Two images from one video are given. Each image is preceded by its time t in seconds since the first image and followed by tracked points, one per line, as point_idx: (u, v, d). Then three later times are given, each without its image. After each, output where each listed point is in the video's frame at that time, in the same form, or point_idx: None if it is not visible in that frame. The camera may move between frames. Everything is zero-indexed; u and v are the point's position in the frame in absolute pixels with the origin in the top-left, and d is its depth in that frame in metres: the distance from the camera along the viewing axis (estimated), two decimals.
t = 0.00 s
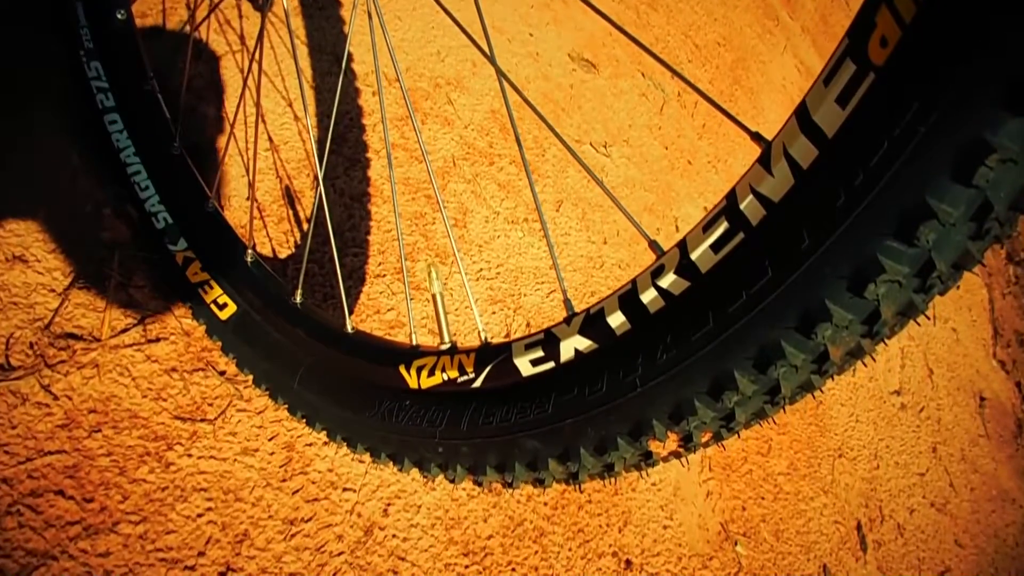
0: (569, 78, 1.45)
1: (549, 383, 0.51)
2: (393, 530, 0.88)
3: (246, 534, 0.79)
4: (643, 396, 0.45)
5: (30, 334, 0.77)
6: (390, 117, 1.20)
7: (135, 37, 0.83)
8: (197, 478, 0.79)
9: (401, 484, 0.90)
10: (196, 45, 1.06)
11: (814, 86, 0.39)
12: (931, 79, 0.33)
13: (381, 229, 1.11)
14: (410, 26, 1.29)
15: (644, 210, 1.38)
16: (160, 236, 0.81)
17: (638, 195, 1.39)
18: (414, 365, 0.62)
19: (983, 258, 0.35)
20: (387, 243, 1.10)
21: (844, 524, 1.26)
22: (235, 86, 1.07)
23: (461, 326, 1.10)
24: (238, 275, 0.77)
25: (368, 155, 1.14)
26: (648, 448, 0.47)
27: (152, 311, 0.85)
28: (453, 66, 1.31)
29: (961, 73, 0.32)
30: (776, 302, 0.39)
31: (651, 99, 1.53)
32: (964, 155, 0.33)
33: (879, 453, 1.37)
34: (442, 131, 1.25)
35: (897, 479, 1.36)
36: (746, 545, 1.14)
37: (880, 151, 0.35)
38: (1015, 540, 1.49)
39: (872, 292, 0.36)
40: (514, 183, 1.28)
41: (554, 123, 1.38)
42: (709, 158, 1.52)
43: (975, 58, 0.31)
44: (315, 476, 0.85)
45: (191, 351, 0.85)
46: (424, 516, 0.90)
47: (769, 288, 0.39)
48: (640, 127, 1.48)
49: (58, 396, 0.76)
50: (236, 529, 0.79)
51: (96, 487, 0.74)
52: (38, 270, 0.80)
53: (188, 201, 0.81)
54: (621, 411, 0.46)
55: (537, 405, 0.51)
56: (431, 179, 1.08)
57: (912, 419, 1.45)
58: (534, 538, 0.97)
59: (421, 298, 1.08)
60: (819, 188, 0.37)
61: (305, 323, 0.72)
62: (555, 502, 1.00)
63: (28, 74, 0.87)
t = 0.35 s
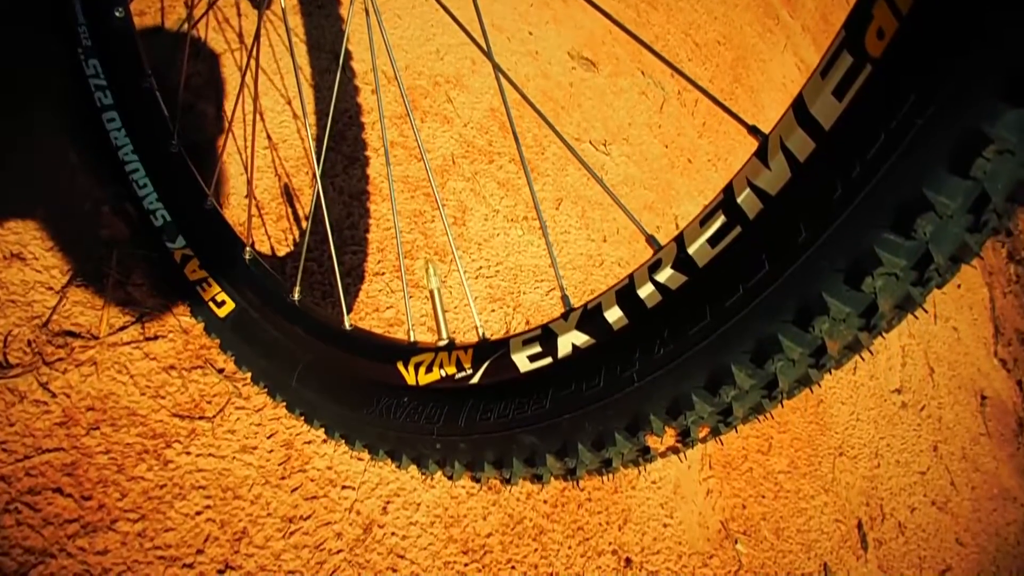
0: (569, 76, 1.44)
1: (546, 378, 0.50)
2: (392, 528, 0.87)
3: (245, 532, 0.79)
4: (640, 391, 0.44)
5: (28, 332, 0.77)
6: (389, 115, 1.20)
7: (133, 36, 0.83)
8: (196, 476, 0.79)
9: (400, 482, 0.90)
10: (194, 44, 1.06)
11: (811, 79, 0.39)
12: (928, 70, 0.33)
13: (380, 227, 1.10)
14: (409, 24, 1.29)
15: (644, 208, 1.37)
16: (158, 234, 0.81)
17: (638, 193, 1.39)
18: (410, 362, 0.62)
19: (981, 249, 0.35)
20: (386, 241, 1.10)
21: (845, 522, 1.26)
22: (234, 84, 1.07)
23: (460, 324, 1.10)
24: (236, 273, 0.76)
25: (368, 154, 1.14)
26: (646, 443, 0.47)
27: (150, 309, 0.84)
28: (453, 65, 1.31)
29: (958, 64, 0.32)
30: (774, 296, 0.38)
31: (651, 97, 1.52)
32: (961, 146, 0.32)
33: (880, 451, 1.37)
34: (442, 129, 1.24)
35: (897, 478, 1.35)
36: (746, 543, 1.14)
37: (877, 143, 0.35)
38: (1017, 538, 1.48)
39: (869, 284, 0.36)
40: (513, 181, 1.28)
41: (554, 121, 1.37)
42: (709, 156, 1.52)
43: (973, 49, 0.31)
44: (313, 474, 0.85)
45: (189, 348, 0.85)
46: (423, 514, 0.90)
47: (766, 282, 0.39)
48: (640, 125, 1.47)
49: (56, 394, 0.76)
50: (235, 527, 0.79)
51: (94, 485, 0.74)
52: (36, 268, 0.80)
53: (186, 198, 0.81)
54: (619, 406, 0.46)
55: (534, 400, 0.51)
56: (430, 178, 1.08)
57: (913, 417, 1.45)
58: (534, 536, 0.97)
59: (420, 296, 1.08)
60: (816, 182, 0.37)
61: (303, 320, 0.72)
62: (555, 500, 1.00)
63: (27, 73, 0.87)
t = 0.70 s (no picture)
0: (568, 74, 1.44)
1: (544, 373, 0.50)
2: (392, 526, 0.87)
3: (245, 529, 0.79)
4: (638, 385, 0.44)
5: (27, 330, 0.77)
6: (389, 114, 1.20)
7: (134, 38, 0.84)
8: (196, 474, 0.79)
9: (400, 480, 0.90)
10: (193, 42, 1.06)
11: (809, 72, 0.39)
12: (925, 61, 0.33)
13: (380, 225, 1.10)
14: (408, 23, 1.29)
15: (644, 206, 1.37)
16: (157, 232, 0.81)
17: (638, 191, 1.38)
18: (409, 358, 0.60)
19: (978, 242, 0.35)
20: (385, 239, 1.10)
21: (845, 519, 1.25)
22: (233, 82, 1.07)
23: (460, 322, 1.10)
24: (236, 271, 0.76)
25: (367, 152, 1.14)
26: (644, 437, 0.47)
27: (149, 307, 0.85)
28: (452, 63, 1.31)
29: (956, 55, 0.31)
30: (772, 289, 0.38)
31: (651, 96, 1.52)
32: (957, 137, 0.32)
33: (880, 449, 1.37)
34: (441, 127, 1.24)
35: (898, 475, 1.35)
36: (746, 540, 1.14)
37: (873, 134, 0.35)
38: (1018, 536, 1.48)
39: (866, 277, 0.36)
40: (513, 179, 1.28)
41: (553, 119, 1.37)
42: (709, 154, 1.52)
43: (971, 39, 0.31)
44: (313, 472, 0.85)
45: (188, 346, 0.85)
46: (423, 512, 0.90)
47: (763, 275, 0.38)
48: (640, 123, 1.47)
49: (55, 391, 0.76)
50: (234, 524, 0.79)
51: (94, 483, 0.74)
52: (35, 266, 0.80)
53: (184, 196, 0.81)
54: (617, 400, 0.46)
55: (532, 396, 0.50)
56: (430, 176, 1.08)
57: (913, 415, 1.45)
58: (534, 534, 0.97)
59: (420, 294, 1.08)
60: (815, 174, 0.37)
61: (300, 318, 0.72)
62: (554, 498, 1.00)
63: (26, 72, 0.87)
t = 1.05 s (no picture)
0: (567, 73, 1.45)
1: (540, 371, 0.50)
2: (391, 526, 0.87)
3: (244, 530, 0.79)
4: (634, 383, 0.44)
5: (26, 331, 0.78)
6: (387, 114, 1.20)
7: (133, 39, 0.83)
8: (194, 474, 0.79)
9: (399, 480, 0.90)
10: (191, 43, 1.06)
11: (802, 68, 0.39)
12: (917, 57, 0.32)
13: (378, 225, 1.11)
14: (406, 22, 1.30)
15: (643, 206, 1.37)
16: (156, 233, 0.81)
17: (637, 190, 1.39)
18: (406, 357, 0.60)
19: (971, 237, 0.35)
20: (383, 239, 1.10)
21: (845, 518, 1.25)
22: (231, 83, 1.07)
23: (459, 322, 1.11)
24: (235, 272, 0.77)
25: (365, 152, 1.15)
26: (641, 435, 0.47)
27: (148, 307, 0.85)
28: (450, 62, 1.31)
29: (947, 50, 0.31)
30: (766, 285, 0.38)
31: (649, 95, 1.52)
32: (950, 133, 0.32)
33: (880, 447, 1.37)
34: (439, 127, 1.25)
35: (898, 473, 1.35)
36: (746, 539, 1.14)
37: (866, 130, 0.34)
38: (1020, 533, 1.47)
39: (860, 273, 0.36)
40: (511, 178, 1.28)
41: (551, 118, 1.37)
42: (708, 153, 1.52)
43: (962, 35, 0.31)
44: (312, 472, 0.85)
45: (187, 347, 0.85)
46: (423, 511, 0.90)
47: (757, 272, 0.38)
48: (638, 122, 1.48)
49: (54, 392, 0.76)
50: (233, 524, 0.79)
51: (93, 484, 0.74)
52: (34, 267, 0.80)
53: (181, 196, 0.81)
54: (613, 398, 0.45)
55: (529, 395, 0.50)
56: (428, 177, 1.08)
57: (914, 413, 1.45)
58: (533, 533, 0.97)
59: (419, 294, 1.08)
60: (807, 170, 0.37)
61: (299, 318, 0.72)
62: (554, 497, 1.00)
63: (25, 74, 0.88)
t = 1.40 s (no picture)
0: (562, 77, 1.45)
1: (532, 378, 0.50)
2: (387, 530, 0.88)
3: (240, 536, 0.79)
4: (623, 390, 0.44)
5: (23, 339, 0.78)
6: (383, 119, 1.20)
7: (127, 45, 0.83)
8: (191, 481, 0.79)
9: (395, 484, 0.90)
10: (186, 50, 1.06)
11: (785, 77, 0.38)
12: (898, 64, 0.32)
13: (373, 230, 1.11)
14: (401, 26, 1.31)
15: (638, 209, 1.38)
16: (152, 240, 0.82)
17: (631, 193, 1.39)
18: (401, 363, 0.62)
19: (952, 243, 0.35)
20: (379, 244, 1.10)
21: (842, 518, 1.26)
22: (226, 89, 1.08)
23: (454, 326, 1.11)
24: (232, 279, 0.77)
25: (361, 157, 1.15)
26: (631, 440, 0.47)
27: (144, 315, 0.85)
28: (445, 67, 1.32)
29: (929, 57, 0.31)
30: (751, 293, 0.38)
31: (644, 97, 1.52)
32: (930, 139, 0.32)
33: (877, 446, 1.37)
34: (435, 132, 1.25)
35: (894, 473, 1.36)
36: (743, 540, 1.14)
37: (849, 138, 0.34)
38: (1016, 532, 1.48)
39: (844, 279, 0.35)
40: (506, 182, 1.28)
41: (546, 122, 1.38)
42: (703, 154, 1.51)
43: (940, 43, 0.31)
44: (308, 477, 0.85)
45: (183, 353, 0.85)
46: (419, 516, 0.90)
47: (741, 280, 0.38)
48: (634, 124, 1.48)
49: (51, 400, 0.76)
50: (230, 530, 0.79)
51: (90, 491, 0.74)
52: (30, 275, 0.81)
53: (176, 203, 0.81)
54: (602, 405, 0.45)
55: (521, 401, 0.51)
56: (420, 182, 1.09)
57: (911, 412, 1.46)
58: (529, 536, 0.97)
59: (413, 299, 1.08)
60: (790, 178, 0.37)
61: (294, 323, 0.73)
62: (551, 500, 1.00)
63: (22, 81, 0.88)
